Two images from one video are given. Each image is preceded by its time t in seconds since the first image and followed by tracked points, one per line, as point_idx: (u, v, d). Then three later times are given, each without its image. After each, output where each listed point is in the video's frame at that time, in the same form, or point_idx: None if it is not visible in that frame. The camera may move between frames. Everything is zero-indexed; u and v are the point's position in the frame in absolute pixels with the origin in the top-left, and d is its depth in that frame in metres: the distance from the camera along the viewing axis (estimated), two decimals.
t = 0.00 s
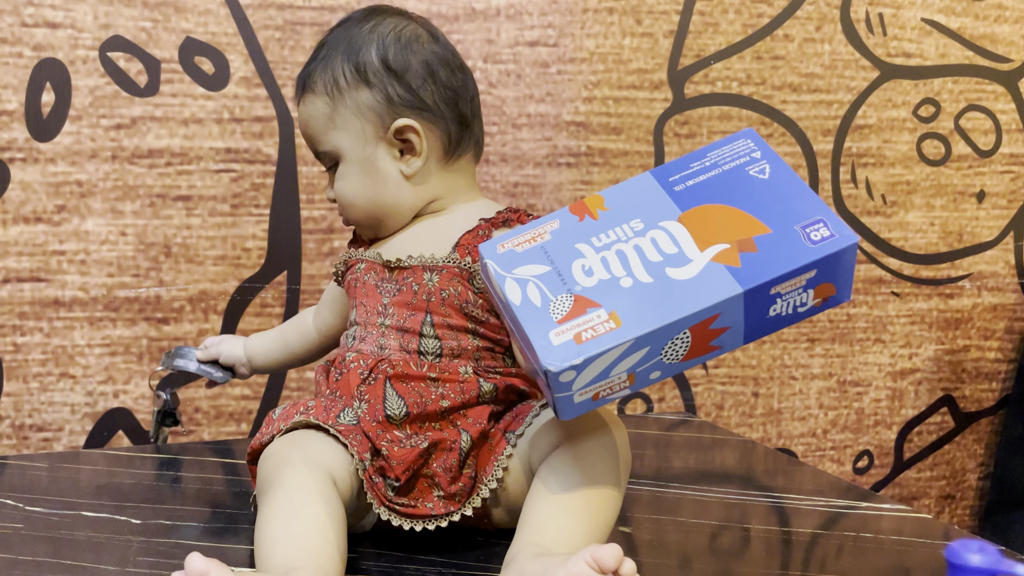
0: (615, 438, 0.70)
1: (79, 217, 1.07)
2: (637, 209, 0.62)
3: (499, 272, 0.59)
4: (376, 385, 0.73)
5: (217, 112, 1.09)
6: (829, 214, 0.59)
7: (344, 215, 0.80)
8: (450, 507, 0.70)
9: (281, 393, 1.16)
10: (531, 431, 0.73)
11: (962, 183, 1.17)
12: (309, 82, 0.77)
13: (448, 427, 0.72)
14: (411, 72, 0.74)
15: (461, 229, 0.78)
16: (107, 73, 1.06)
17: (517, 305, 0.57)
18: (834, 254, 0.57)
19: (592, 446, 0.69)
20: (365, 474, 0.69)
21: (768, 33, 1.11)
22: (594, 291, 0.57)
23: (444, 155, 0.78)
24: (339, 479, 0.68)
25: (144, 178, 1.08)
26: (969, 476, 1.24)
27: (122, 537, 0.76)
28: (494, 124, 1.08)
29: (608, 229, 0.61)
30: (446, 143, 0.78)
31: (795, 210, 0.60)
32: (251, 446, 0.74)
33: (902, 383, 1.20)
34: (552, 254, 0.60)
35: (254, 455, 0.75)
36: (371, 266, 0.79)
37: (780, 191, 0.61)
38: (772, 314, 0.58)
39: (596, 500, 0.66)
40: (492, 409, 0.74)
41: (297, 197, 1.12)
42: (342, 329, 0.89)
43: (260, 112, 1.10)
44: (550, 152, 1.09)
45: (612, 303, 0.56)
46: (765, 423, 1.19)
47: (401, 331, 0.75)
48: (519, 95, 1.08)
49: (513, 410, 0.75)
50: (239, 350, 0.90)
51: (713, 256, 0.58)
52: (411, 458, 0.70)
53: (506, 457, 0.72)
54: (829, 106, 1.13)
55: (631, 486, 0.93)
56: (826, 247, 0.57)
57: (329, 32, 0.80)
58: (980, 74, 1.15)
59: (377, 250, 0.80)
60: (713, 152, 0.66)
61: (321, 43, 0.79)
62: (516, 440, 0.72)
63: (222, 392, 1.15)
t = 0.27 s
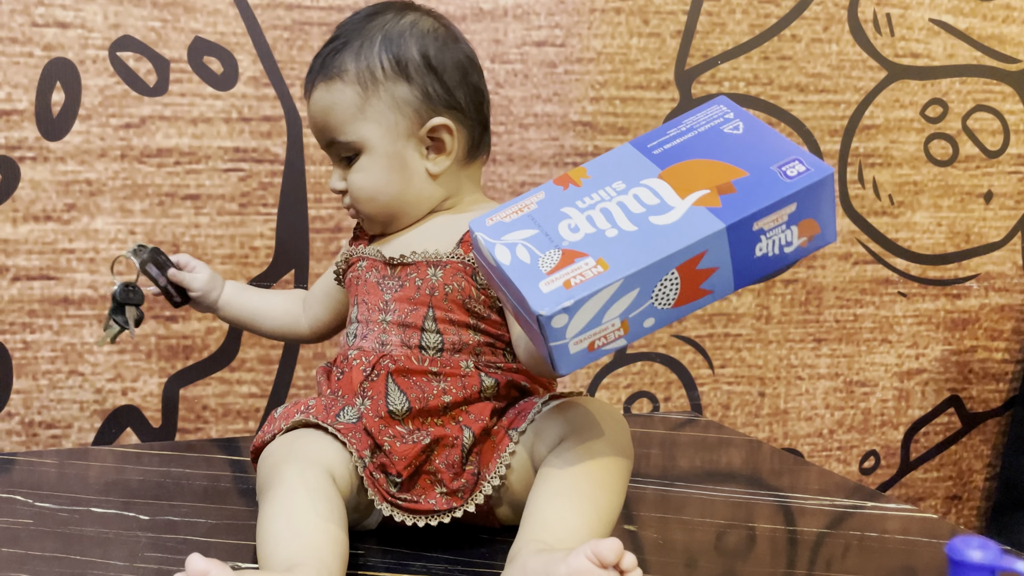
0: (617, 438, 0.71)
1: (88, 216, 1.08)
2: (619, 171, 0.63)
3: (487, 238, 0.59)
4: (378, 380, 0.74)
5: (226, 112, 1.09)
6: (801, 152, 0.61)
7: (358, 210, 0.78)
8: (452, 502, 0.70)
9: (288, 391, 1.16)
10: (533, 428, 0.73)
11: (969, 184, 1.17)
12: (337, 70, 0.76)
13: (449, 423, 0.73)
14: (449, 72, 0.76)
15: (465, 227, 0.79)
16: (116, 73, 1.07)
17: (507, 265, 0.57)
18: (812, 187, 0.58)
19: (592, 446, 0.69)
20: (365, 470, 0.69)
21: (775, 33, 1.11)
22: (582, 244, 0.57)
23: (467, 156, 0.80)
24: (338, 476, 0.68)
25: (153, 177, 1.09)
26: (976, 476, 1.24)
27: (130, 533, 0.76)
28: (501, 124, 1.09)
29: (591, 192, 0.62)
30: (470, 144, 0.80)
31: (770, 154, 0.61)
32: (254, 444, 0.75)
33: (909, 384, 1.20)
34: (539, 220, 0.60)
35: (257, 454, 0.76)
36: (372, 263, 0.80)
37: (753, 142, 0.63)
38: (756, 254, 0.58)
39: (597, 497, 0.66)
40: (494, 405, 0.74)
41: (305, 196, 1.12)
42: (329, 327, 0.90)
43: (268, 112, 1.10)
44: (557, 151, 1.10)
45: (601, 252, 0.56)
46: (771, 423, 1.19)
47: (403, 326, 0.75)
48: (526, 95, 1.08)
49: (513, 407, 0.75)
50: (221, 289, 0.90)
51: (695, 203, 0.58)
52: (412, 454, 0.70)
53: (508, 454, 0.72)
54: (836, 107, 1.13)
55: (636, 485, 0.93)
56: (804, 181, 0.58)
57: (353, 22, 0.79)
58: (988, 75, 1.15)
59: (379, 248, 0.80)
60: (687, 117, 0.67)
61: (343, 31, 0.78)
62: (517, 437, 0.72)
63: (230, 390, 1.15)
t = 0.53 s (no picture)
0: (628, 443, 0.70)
1: (96, 215, 1.08)
2: (692, 334, 0.64)
3: (551, 399, 0.64)
4: (390, 383, 0.74)
5: (233, 112, 1.10)
6: (871, 368, 0.62)
7: (372, 206, 0.78)
8: (460, 502, 0.71)
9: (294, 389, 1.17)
10: (539, 430, 0.74)
11: (976, 184, 1.17)
12: (358, 65, 0.76)
13: (459, 425, 0.73)
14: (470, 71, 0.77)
15: (484, 236, 0.80)
16: (124, 73, 1.07)
17: (569, 441, 0.64)
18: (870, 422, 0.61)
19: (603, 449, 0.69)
20: (371, 471, 0.69)
21: (781, 33, 1.11)
22: (643, 436, 0.64)
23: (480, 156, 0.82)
24: (343, 479, 0.68)
25: (161, 176, 1.09)
26: (982, 478, 1.24)
27: (138, 529, 0.77)
28: (507, 124, 1.09)
29: (659, 358, 0.64)
30: (484, 143, 0.82)
31: (841, 362, 0.62)
32: (261, 443, 0.75)
33: (915, 385, 1.20)
34: (604, 382, 0.65)
35: (263, 453, 0.77)
36: (384, 269, 0.80)
37: (834, 335, 0.62)
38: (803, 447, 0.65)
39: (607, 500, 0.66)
40: (504, 408, 0.76)
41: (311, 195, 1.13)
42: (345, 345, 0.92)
43: (275, 112, 1.11)
44: (563, 152, 1.10)
45: (659, 454, 0.63)
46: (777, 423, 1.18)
47: (418, 332, 0.76)
48: (532, 95, 1.08)
49: (521, 409, 0.76)
50: (247, 435, 0.88)
51: (758, 409, 0.63)
52: (423, 455, 0.70)
53: (514, 455, 0.73)
54: (842, 107, 1.13)
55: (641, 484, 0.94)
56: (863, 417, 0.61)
57: (369, 17, 0.78)
58: (996, 75, 1.15)
59: (393, 253, 0.81)
60: (767, 269, 0.63)
61: (361, 26, 0.78)
62: (525, 438, 0.74)
63: (236, 388, 1.15)
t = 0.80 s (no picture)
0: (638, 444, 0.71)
1: (101, 214, 1.09)
2: (702, 283, 0.66)
3: (567, 347, 0.64)
4: (401, 382, 0.74)
5: (238, 112, 1.10)
6: (880, 301, 0.64)
7: (389, 211, 0.79)
8: (463, 501, 0.72)
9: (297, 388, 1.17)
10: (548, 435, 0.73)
11: (978, 186, 1.17)
12: (376, 71, 0.76)
13: (467, 425, 0.74)
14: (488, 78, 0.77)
15: (499, 240, 0.81)
16: (130, 73, 1.08)
17: (589, 385, 0.62)
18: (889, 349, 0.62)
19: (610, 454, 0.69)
20: (376, 469, 0.70)
21: (783, 36, 1.11)
22: (664, 377, 0.62)
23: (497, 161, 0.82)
24: (346, 474, 0.69)
25: (165, 176, 1.10)
26: (982, 479, 1.24)
27: (141, 526, 0.77)
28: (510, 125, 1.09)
29: (672, 305, 0.65)
30: (501, 148, 0.82)
31: (851, 298, 0.64)
32: (267, 437, 0.76)
33: (916, 386, 1.20)
34: (618, 329, 0.65)
35: (270, 447, 0.77)
36: (399, 267, 0.80)
37: (839, 274, 0.65)
38: (825, 391, 0.64)
39: (614, 503, 0.67)
40: (511, 410, 0.76)
41: (315, 195, 1.13)
42: (347, 332, 0.92)
43: (279, 112, 1.11)
44: (565, 153, 1.10)
45: (683, 393, 0.62)
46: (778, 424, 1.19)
47: (430, 332, 0.77)
48: (535, 97, 1.09)
49: (529, 412, 0.76)
50: (234, 389, 0.91)
51: (776, 345, 0.62)
52: (430, 454, 0.71)
53: (522, 457, 0.73)
54: (844, 109, 1.13)
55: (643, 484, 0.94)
56: (881, 345, 0.62)
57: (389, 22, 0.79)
58: (997, 78, 1.15)
59: (409, 253, 0.81)
60: (769, 222, 0.67)
61: (381, 31, 0.78)
62: (534, 441, 0.73)
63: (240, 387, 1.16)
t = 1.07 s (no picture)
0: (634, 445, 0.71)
1: (99, 213, 1.09)
2: (701, 256, 0.67)
3: (566, 308, 0.64)
4: (397, 383, 0.75)
5: (235, 112, 1.10)
6: (877, 285, 0.65)
7: (381, 214, 0.79)
8: (459, 502, 0.72)
9: (294, 387, 1.18)
10: (545, 435, 0.73)
11: (973, 188, 1.17)
12: (362, 75, 0.76)
13: (463, 426, 0.75)
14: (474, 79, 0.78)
15: (492, 237, 0.81)
16: (128, 73, 1.08)
17: (584, 344, 0.62)
18: (882, 327, 0.63)
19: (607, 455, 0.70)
20: (370, 470, 0.70)
21: (780, 37, 1.11)
22: (660, 341, 0.62)
23: (486, 161, 0.83)
24: (341, 474, 0.69)
25: (163, 175, 1.10)
26: (976, 479, 1.24)
27: (137, 525, 0.78)
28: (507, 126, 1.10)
29: (671, 275, 0.66)
30: (490, 149, 0.82)
31: (848, 279, 0.65)
32: (261, 438, 0.76)
33: (911, 387, 1.20)
34: (617, 295, 0.65)
35: (265, 448, 0.77)
36: (393, 268, 0.81)
37: (837, 257, 0.66)
38: (816, 371, 0.64)
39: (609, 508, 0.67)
40: (508, 411, 0.77)
41: (312, 195, 1.13)
42: (321, 321, 0.92)
43: (277, 112, 1.11)
44: (562, 153, 1.10)
45: (677, 355, 0.62)
46: (773, 424, 1.19)
47: (426, 333, 0.77)
48: (532, 97, 1.09)
49: (525, 413, 0.77)
50: (190, 325, 0.89)
51: (771, 317, 0.63)
52: (426, 456, 0.72)
53: (518, 458, 0.73)
54: (840, 111, 1.14)
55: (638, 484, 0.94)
56: (875, 321, 0.63)
57: (374, 26, 0.79)
58: (993, 80, 1.16)
59: (403, 253, 0.81)
60: (769, 205, 0.69)
61: (365, 35, 0.78)
62: (529, 443, 0.73)
63: (236, 386, 1.16)
